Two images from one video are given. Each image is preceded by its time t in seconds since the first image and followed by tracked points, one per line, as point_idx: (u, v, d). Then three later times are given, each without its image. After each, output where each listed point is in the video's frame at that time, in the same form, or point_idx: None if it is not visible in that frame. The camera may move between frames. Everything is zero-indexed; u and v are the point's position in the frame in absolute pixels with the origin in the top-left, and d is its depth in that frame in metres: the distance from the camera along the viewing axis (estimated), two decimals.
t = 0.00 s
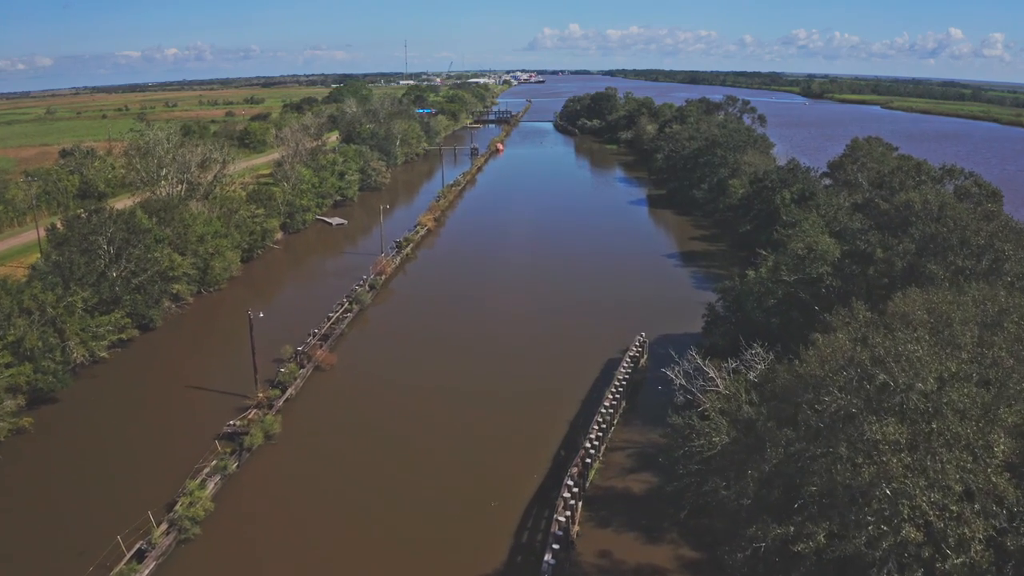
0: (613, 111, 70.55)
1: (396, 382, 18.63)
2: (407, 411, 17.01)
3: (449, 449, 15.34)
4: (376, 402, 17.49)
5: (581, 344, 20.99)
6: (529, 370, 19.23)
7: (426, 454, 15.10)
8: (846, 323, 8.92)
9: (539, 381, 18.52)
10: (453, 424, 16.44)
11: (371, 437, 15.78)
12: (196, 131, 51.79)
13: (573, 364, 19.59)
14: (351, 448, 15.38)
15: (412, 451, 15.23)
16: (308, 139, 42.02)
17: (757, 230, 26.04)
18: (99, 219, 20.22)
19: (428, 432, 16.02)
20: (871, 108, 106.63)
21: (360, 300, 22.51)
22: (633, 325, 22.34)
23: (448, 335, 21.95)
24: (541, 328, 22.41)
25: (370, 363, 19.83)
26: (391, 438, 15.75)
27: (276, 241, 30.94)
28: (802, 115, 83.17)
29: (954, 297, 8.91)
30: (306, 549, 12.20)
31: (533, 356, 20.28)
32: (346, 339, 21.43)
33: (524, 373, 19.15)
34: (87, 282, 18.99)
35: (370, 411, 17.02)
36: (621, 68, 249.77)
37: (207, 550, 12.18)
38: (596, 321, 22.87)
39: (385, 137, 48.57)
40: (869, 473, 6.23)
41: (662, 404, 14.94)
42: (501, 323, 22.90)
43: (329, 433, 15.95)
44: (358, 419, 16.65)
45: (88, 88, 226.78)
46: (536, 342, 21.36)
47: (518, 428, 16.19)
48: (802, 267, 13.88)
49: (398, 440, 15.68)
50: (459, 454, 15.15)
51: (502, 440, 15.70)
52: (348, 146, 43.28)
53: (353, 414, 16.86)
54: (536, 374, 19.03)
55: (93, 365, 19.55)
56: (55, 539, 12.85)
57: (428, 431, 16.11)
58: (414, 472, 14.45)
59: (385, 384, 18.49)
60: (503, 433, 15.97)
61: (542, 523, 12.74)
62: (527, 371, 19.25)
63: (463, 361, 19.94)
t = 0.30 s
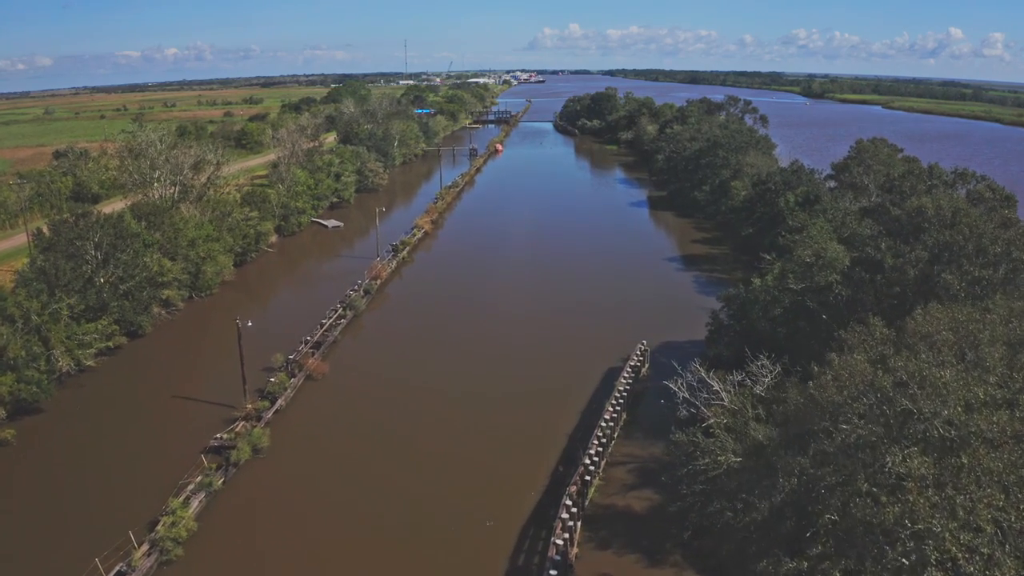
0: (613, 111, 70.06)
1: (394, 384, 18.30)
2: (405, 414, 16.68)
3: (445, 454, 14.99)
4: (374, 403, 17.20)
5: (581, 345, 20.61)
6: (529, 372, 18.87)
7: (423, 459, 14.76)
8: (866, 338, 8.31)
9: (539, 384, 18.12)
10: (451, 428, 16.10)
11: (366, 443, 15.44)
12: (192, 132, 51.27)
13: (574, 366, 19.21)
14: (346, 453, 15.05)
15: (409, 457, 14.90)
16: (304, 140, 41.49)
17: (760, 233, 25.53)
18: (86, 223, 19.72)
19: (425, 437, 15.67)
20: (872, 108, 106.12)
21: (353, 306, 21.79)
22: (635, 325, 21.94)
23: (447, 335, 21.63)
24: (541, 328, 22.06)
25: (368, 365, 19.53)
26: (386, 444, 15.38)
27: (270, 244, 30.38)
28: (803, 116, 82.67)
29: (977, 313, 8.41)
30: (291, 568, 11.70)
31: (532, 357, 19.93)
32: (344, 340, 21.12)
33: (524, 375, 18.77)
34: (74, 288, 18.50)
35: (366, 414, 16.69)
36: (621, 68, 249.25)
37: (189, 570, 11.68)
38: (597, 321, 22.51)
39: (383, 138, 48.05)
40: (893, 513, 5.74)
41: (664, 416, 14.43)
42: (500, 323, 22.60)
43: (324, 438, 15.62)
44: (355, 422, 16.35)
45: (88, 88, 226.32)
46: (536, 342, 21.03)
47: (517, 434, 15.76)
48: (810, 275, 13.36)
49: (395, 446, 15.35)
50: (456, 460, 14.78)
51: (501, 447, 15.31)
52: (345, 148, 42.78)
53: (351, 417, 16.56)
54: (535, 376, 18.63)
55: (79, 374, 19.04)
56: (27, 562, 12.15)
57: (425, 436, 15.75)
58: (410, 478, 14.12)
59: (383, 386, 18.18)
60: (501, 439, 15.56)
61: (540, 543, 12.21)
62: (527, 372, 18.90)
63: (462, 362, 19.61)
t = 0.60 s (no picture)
0: (614, 112, 69.56)
1: (394, 385, 18.11)
2: (405, 417, 16.44)
3: (444, 459, 14.72)
4: (373, 403, 17.05)
5: (584, 347, 20.33)
6: (530, 375, 18.59)
7: (421, 463, 14.53)
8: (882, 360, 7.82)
9: (540, 389, 17.77)
10: (451, 431, 15.86)
11: (364, 447, 15.15)
12: (188, 133, 50.79)
13: (576, 368, 18.91)
14: (345, 455, 14.83)
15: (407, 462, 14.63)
16: (301, 141, 40.98)
17: (763, 236, 25.04)
18: (72, 228, 19.22)
19: (424, 441, 15.44)
20: (873, 108, 105.65)
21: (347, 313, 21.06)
22: (638, 326, 21.61)
23: (448, 335, 21.43)
24: (543, 329, 21.80)
25: (368, 365, 19.35)
26: (384, 449, 15.07)
27: (264, 247, 29.83)
28: (804, 116, 82.22)
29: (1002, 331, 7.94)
30: None
31: (534, 358, 19.68)
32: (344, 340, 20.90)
33: (525, 377, 18.48)
34: (59, 295, 17.99)
35: (365, 416, 16.50)
36: (620, 69, 248.93)
37: None
38: (599, 321, 22.25)
39: (381, 139, 47.51)
40: (922, 559, 5.24)
41: (666, 429, 13.91)
42: (501, 322, 22.39)
43: (322, 440, 15.40)
44: (354, 423, 16.15)
45: (86, 88, 225.94)
46: (538, 343, 20.76)
47: (516, 441, 15.36)
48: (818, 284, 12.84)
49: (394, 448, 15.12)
50: (455, 466, 14.46)
51: (500, 454, 14.93)
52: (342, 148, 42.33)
53: (350, 420, 16.34)
54: (537, 379, 18.34)
55: (65, 383, 18.50)
56: None
57: (425, 440, 15.51)
58: (406, 487, 13.77)
59: (383, 387, 18.00)
60: (500, 447, 15.16)
61: (537, 566, 11.55)
62: (529, 373, 18.68)
63: (463, 363, 19.39)
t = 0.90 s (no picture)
0: (614, 112, 69.10)
1: (394, 385, 17.94)
2: (404, 418, 16.23)
3: (442, 463, 14.49)
4: (372, 404, 16.86)
5: (585, 347, 20.06)
6: (531, 377, 18.33)
7: (418, 468, 14.27)
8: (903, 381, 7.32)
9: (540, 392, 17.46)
10: (450, 433, 15.67)
11: (360, 451, 14.90)
12: (184, 134, 50.24)
13: (577, 370, 18.63)
14: (341, 458, 14.64)
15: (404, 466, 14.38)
16: (297, 142, 40.47)
17: (767, 240, 24.54)
18: (57, 233, 18.72)
19: (424, 442, 15.26)
20: (874, 108, 105.06)
21: (341, 319, 20.46)
22: (640, 327, 21.33)
23: (448, 334, 21.24)
24: (544, 328, 21.58)
25: (367, 365, 19.16)
26: (381, 453, 14.83)
27: (258, 250, 29.29)
28: (805, 116, 81.76)
29: None
30: None
31: (535, 359, 19.47)
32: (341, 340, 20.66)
33: (526, 379, 18.21)
34: (44, 302, 17.49)
35: (364, 417, 16.32)
36: (620, 69, 248.65)
37: None
38: (601, 321, 22.02)
39: (378, 139, 46.94)
40: None
41: (669, 444, 13.41)
42: (502, 322, 22.18)
43: (319, 442, 15.22)
44: (352, 424, 15.96)
45: (85, 88, 225.50)
46: (538, 343, 20.53)
47: (515, 448, 15.00)
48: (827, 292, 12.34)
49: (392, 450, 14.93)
50: (453, 471, 14.20)
51: (498, 460, 14.60)
52: (339, 149, 41.76)
53: (349, 421, 16.15)
54: (538, 381, 18.09)
55: (50, 392, 17.98)
56: None
57: (423, 442, 15.29)
58: (402, 495, 13.44)
59: (383, 387, 17.84)
60: (499, 454, 14.82)
61: None
62: (529, 374, 18.49)
63: (463, 363, 19.20)
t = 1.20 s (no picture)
0: (614, 112, 68.59)
1: (394, 386, 17.72)
2: (402, 423, 15.98)
3: (441, 467, 14.25)
4: (370, 405, 16.67)
5: (586, 349, 19.77)
6: (532, 379, 18.02)
7: (415, 472, 14.05)
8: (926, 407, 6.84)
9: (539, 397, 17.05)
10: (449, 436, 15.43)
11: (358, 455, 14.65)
12: (179, 134, 49.68)
13: (578, 373, 18.30)
14: (341, 461, 14.46)
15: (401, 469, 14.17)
16: (293, 142, 39.95)
17: (770, 243, 24.02)
18: (41, 238, 18.23)
19: (423, 443, 15.11)
20: (874, 108, 104.49)
21: (333, 326, 19.84)
22: (642, 328, 21.03)
23: (448, 335, 20.99)
24: (545, 328, 21.32)
25: (366, 367, 18.89)
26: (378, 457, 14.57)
27: (251, 254, 28.80)
28: (806, 116, 81.25)
29: None
30: None
31: (536, 359, 19.21)
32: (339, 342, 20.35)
33: (526, 382, 17.90)
34: (27, 310, 16.99)
35: (363, 420, 16.08)
36: (620, 69, 248.15)
37: None
38: (602, 321, 21.78)
39: (376, 140, 46.39)
40: None
41: (671, 459, 12.90)
42: (504, 322, 21.92)
43: (317, 446, 14.99)
44: (351, 428, 15.73)
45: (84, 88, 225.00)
46: (540, 342, 20.29)
47: (513, 457, 14.56)
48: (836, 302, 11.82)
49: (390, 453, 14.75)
50: (451, 478, 13.90)
51: (496, 469, 14.20)
52: (335, 150, 41.22)
53: (347, 424, 15.91)
54: (538, 384, 17.78)
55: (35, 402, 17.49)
56: None
57: (422, 446, 15.04)
58: (397, 503, 13.12)
59: (383, 388, 17.61)
60: (497, 462, 14.43)
61: None
62: (530, 375, 18.24)
63: (464, 364, 18.96)
